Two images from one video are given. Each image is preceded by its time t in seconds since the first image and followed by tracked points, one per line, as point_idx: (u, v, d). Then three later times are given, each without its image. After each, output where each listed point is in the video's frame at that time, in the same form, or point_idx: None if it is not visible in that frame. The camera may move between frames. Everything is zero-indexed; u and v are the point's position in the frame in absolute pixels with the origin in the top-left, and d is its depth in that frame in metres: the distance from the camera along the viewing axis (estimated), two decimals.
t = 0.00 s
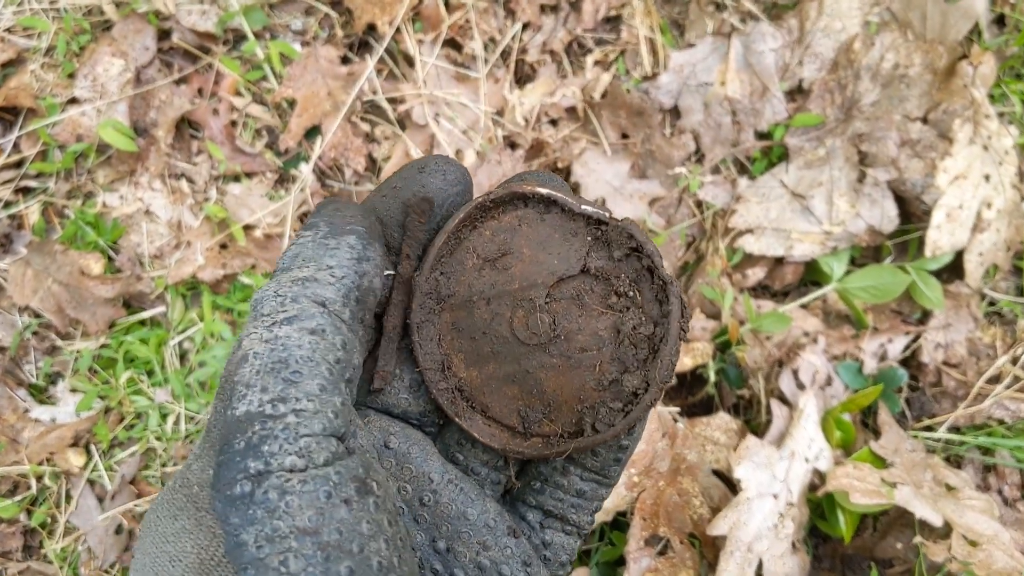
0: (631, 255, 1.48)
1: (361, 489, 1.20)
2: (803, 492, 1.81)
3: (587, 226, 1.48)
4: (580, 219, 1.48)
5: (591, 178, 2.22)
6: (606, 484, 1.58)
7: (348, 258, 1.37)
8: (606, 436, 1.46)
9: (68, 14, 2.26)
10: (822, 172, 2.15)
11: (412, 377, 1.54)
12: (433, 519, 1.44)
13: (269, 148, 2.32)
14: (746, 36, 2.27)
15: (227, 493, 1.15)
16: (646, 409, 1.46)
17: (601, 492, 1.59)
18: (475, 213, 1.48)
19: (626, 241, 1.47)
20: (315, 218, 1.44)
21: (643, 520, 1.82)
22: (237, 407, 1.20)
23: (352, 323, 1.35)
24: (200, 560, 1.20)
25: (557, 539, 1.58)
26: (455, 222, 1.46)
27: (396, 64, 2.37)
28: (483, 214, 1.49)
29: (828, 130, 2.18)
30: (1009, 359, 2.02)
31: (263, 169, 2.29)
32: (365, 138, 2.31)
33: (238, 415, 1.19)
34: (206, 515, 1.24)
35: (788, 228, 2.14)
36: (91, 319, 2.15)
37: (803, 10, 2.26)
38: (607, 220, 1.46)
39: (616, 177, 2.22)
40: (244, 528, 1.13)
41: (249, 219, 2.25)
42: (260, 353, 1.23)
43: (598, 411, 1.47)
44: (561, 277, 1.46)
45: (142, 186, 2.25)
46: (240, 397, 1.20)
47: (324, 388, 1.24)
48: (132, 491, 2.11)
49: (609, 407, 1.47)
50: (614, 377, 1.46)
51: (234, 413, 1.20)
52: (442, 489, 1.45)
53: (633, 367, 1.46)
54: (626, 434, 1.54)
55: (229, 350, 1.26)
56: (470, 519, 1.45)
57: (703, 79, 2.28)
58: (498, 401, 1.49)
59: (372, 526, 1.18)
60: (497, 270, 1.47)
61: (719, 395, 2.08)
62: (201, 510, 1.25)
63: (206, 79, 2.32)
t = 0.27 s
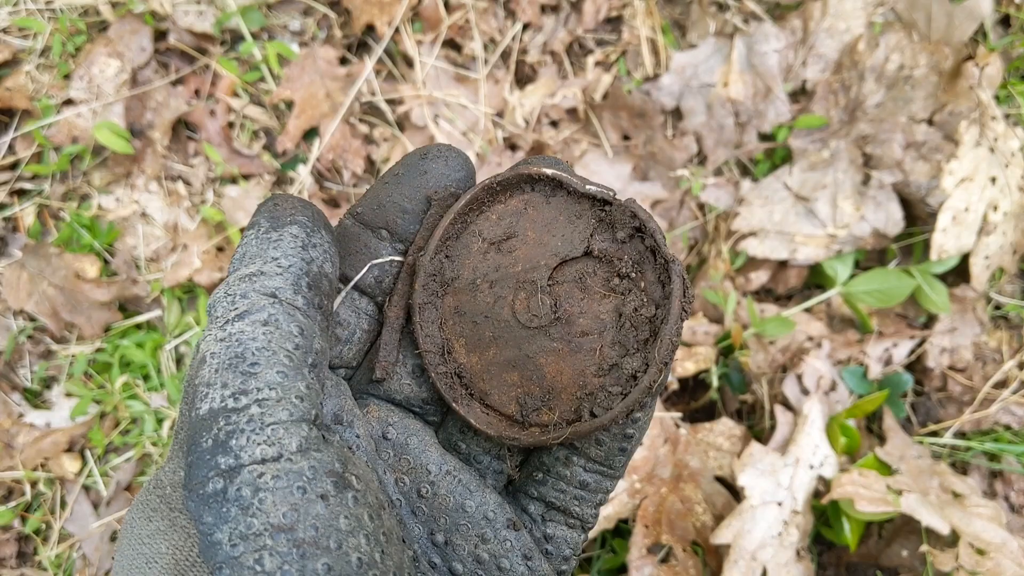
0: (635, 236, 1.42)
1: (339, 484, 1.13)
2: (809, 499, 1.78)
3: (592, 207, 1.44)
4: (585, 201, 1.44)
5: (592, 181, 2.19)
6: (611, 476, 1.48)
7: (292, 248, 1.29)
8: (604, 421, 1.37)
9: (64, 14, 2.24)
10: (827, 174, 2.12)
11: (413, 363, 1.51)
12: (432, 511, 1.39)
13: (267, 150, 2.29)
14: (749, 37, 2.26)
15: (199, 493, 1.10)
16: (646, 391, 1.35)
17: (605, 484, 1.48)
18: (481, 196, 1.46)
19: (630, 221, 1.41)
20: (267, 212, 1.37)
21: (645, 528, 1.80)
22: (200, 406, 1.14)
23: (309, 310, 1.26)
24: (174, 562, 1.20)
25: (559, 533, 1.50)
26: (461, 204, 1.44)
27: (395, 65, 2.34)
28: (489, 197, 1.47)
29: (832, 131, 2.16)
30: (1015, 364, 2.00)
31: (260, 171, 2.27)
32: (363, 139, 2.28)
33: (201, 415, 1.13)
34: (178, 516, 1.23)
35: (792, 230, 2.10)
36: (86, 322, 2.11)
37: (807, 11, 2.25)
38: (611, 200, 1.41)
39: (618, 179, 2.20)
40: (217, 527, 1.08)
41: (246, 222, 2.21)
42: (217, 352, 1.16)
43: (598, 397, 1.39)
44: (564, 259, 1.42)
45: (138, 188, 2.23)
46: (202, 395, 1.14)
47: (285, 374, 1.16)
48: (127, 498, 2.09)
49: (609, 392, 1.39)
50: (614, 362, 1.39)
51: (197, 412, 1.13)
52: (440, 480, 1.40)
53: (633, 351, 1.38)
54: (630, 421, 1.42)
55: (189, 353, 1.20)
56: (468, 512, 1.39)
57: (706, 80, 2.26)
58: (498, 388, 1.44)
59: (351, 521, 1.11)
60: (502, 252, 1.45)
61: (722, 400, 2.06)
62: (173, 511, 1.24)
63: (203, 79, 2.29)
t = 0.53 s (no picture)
0: (644, 234, 1.34)
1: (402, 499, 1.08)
2: (814, 503, 1.75)
3: (600, 205, 1.35)
4: (593, 197, 1.35)
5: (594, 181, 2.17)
6: (620, 474, 1.49)
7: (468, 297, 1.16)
8: (612, 421, 1.29)
9: (61, 12, 2.20)
10: (832, 174, 2.10)
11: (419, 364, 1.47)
12: (445, 515, 1.35)
13: (266, 149, 2.27)
14: (754, 35, 2.22)
15: (265, 494, 1.01)
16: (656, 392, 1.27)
17: (614, 482, 1.50)
18: (487, 193, 1.36)
19: (639, 219, 1.33)
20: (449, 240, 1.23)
21: (649, 532, 1.77)
22: (304, 411, 1.03)
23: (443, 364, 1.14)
24: (229, 560, 1.11)
25: (570, 531, 1.50)
26: (472, 197, 1.34)
27: (395, 63, 2.32)
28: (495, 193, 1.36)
29: (837, 130, 2.14)
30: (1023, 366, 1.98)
31: (259, 171, 2.25)
32: (363, 138, 2.26)
33: (304, 419, 1.02)
34: (240, 512, 1.14)
35: (796, 231, 2.09)
36: (83, 323, 2.09)
37: (812, 9, 2.23)
38: (620, 196, 1.33)
39: (620, 178, 2.17)
40: (276, 529, 1.01)
41: (244, 223, 2.19)
42: (351, 361, 1.05)
43: (606, 397, 1.31)
44: (572, 257, 1.33)
45: (135, 188, 2.21)
46: (310, 402, 1.03)
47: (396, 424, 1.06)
48: (124, 502, 2.07)
49: (618, 392, 1.31)
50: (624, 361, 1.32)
51: (301, 415, 1.03)
52: (452, 485, 1.37)
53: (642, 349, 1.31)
54: (639, 421, 1.43)
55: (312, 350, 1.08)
56: (481, 516, 1.36)
57: (709, 78, 2.23)
58: (505, 388, 1.37)
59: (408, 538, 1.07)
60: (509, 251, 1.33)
61: (725, 403, 2.04)
62: (235, 505, 1.14)
63: (201, 78, 2.27)
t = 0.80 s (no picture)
0: (585, 210, 1.17)
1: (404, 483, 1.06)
2: (819, 507, 1.74)
3: (543, 181, 1.19)
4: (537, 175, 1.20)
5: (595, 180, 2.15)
6: (605, 490, 1.46)
7: (425, 274, 1.10)
8: (551, 410, 1.11)
9: (56, 10, 2.18)
10: (836, 173, 2.08)
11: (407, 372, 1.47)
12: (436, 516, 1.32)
13: (263, 148, 2.24)
14: (757, 33, 2.20)
15: (271, 480, 1.01)
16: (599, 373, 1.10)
17: (599, 498, 1.47)
18: (444, 178, 1.24)
19: (578, 194, 1.16)
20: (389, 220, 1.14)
21: (651, 536, 1.74)
22: (303, 406, 1.02)
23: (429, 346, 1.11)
24: (236, 551, 1.04)
25: (556, 543, 1.47)
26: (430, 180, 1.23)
27: (394, 62, 2.29)
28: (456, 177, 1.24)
29: (841, 129, 2.11)
30: None
31: (256, 170, 2.22)
32: (361, 137, 2.23)
33: (303, 414, 1.01)
34: (248, 500, 1.07)
35: (800, 231, 2.06)
36: (78, 324, 2.06)
37: (814, 6, 2.19)
38: (561, 170, 1.16)
39: (622, 178, 2.15)
40: (286, 510, 1.00)
41: (241, 222, 2.17)
42: (337, 358, 1.03)
43: (554, 380, 1.14)
44: (520, 239, 1.18)
45: (132, 187, 2.18)
46: (308, 395, 1.02)
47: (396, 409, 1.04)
48: (120, 505, 2.04)
49: (558, 377, 1.13)
50: (575, 336, 1.14)
51: (300, 410, 1.02)
52: (445, 486, 1.34)
53: (581, 331, 1.13)
54: (620, 442, 1.38)
55: (304, 341, 1.07)
56: (473, 518, 1.33)
57: (712, 77, 2.21)
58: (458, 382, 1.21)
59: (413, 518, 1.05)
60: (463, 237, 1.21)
61: (728, 405, 2.02)
62: (243, 495, 1.08)
63: (198, 76, 2.25)
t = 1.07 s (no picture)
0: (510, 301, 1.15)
1: (418, 480, 1.20)
2: (823, 510, 1.73)
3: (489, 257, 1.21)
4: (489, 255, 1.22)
5: (598, 180, 2.15)
6: (609, 542, 1.39)
7: (403, 288, 1.35)
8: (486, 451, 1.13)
9: (56, 9, 2.17)
10: (840, 174, 2.07)
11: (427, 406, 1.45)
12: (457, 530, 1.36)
13: (264, 148, 2.22)
14: (761, 32, 2.18)
15: (296, 473, 1.16)
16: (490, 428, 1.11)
17: (604, 548, 1.40)
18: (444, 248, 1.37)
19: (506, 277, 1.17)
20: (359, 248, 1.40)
21: (654, 539, 1.75)
22: (314, 406, 1.21)
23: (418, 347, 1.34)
24: (264, 537, 1.16)
25: None
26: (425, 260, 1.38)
27: (396, 61, 2.28)
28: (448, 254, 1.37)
29: (845, 130, 2.11)
30: None
31: (258, 170, 2.20)
32: (363, 138, 2.22)
33: (314, 412, 1.20)
34: (274, 490, 1.18)
35: (804, 232, 2.06)
36: (78, 325, 2.06)
37: (820, 5, 2.17)
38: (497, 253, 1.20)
39: (625, 178, 2.15)
40: (311, 498, 1.14)
41: (242, 223, 2.15)
42: (338, 361, 1.24)
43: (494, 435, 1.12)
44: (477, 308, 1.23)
45: (133, 187, 2.17)
46: (317, 396, 1.21)
47: (396, 400, 1.24)
48: (121, 507, 2.02)
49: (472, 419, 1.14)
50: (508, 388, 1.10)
51: (312, 410, 1.20)
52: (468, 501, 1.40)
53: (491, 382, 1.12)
54: (609, 499, 1.32)
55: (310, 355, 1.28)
56: (489, 535, 1.38)
57: (716, 77, 2.20)
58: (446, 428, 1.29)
59: (429, 512, 1.18)
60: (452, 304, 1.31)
61: (732, 407, 2.01)
62: (268, 486, 1.19)
63: (199, 76, 2.23)
